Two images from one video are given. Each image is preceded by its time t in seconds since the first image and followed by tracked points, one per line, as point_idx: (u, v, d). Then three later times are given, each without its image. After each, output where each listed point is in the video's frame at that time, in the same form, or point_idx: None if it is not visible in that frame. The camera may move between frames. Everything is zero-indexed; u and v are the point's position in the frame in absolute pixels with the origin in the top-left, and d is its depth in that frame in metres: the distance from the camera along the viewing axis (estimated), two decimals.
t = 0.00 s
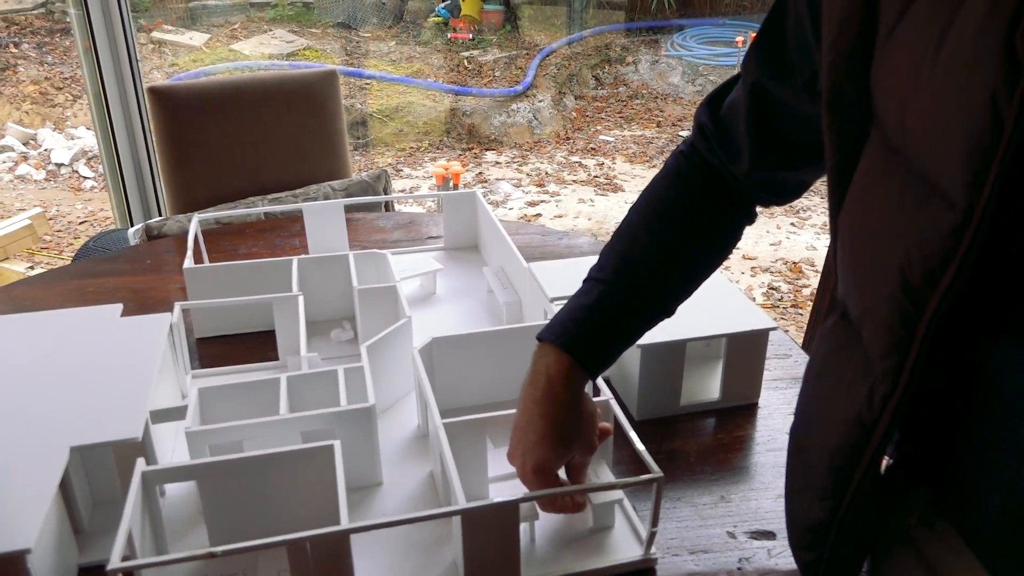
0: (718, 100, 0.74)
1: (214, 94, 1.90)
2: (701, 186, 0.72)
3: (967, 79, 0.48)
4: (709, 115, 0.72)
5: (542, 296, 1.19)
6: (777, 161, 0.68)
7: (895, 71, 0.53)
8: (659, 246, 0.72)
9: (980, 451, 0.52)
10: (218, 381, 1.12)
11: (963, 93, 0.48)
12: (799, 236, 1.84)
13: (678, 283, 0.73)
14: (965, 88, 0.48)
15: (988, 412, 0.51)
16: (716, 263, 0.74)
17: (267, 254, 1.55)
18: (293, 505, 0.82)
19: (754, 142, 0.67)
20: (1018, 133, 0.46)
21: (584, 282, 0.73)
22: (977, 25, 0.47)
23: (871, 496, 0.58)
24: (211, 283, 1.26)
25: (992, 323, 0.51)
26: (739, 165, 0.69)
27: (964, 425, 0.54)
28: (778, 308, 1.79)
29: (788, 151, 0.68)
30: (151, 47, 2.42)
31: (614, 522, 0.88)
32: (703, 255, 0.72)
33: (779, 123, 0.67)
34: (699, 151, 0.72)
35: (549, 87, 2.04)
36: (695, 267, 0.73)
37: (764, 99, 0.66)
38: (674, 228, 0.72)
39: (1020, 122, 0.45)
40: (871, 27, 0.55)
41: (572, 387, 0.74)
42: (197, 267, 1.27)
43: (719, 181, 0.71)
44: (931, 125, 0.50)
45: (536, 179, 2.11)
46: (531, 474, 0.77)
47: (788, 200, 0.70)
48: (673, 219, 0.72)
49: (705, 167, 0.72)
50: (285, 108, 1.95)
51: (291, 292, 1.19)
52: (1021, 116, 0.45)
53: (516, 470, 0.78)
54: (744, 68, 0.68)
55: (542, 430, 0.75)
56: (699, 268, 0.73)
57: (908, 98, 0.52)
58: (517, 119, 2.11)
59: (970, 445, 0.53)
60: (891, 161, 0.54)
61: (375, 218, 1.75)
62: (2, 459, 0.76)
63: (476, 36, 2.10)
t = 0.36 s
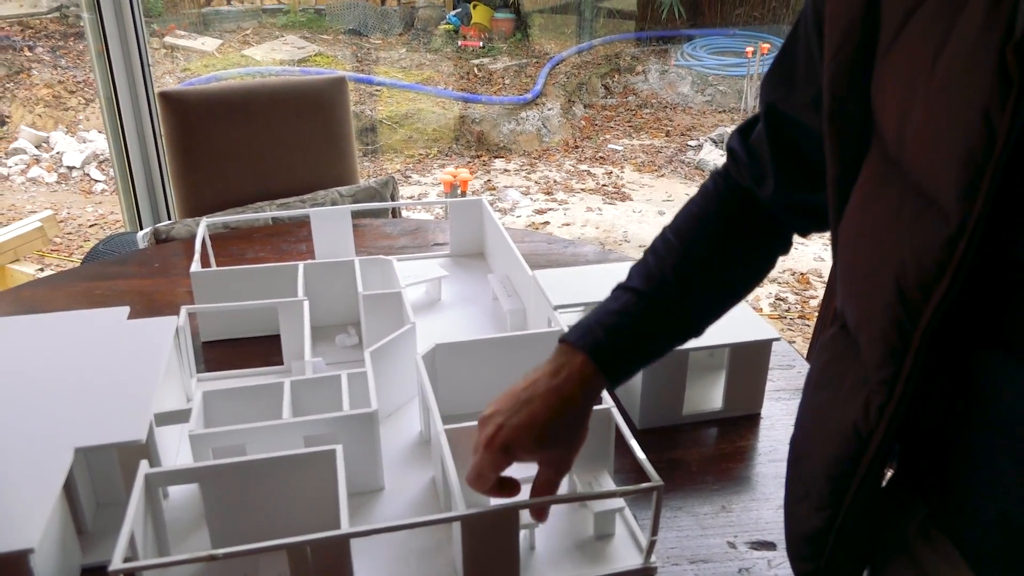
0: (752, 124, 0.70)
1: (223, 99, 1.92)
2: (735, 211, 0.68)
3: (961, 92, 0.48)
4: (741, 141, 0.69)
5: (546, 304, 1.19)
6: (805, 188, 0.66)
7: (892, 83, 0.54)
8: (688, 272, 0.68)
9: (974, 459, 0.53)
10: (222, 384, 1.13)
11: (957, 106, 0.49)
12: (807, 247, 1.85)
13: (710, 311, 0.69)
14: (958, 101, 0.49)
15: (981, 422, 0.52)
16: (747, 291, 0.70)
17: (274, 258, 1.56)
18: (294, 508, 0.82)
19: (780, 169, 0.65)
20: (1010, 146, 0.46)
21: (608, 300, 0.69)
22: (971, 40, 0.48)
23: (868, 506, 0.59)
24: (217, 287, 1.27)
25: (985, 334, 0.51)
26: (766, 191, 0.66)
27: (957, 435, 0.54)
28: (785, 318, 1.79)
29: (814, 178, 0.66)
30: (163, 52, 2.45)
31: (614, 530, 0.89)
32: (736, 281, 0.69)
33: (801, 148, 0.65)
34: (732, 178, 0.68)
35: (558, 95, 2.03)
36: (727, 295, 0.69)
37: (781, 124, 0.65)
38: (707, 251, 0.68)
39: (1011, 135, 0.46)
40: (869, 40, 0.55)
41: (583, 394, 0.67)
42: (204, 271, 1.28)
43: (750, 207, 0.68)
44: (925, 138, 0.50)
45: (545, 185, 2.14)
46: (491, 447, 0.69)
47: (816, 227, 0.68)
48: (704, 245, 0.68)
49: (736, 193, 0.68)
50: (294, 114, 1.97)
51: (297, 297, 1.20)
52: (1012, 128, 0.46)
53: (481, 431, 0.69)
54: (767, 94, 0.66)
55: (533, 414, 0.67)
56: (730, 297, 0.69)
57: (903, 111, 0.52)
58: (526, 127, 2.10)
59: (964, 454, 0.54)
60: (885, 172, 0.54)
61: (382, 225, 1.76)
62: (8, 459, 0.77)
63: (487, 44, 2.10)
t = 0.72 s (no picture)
0: (762, 156, 0.72)
1: (229, 111, 1.93)
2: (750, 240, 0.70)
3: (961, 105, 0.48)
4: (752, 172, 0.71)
5: (549, 315, 1.20)
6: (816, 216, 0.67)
7: (892, 98, 0.54)
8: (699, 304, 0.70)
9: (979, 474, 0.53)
10: (226, 394, 1.13)
11: (955, 122, 0.49)
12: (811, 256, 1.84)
13: (726, 339, 0.70)
14: (958, 114, 0.49)
15: (985, 436, 0.52)
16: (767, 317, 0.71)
17: (278, 269, 1.57)
18: (297, 519, 0.82)
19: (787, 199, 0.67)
20: (1009, 160, 0.47)
21: (622, 332, 0.72)
22: (969, 54, 0.48)
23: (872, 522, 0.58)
24: (221, 297, 1.27)
25: (988, 348, 0.51)
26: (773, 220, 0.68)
27: (961, 449, 0.54)
28: (789, 330, 1.79)
29: (823, 203, 0.67)
30: (170, 62, 2.48)
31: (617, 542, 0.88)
32: (752, 312, 0.70)
33: (808, 175, 0.66)
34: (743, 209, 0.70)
35: (562, 106, 2.04)
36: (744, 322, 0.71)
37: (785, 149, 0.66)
38: (718, 284, 0.70)
39: (1012, 148, 0.46)
40: (870, 55, 0.56)
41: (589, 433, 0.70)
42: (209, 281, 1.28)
43: (763, 236, 0.69)
44: (926, 152, 0.51)
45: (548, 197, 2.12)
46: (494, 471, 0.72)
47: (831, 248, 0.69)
48: (716, 275, 0.70)
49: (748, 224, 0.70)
50: (299, 125, 1.98)
51: (301, 307, 1.20)
52: (1012, 142, 0.46)
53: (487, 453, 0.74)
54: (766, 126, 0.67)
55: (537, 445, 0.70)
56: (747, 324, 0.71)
57: (903, 126, 0.53)
58: (530, 138, 2.09)
59: (969, 469, 0.53)
60: (887, 187, 0.55)
61: (386, 235, 1.77)
62: (12, 468, 0.77)
63: (491, 54, 2.10)
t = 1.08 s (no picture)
0: (768, 174, 0.73)
1: (232, 121, 1.94)
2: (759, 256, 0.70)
3: (964, 116, 0.49)
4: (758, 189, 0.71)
5: (553, 324, 1.20)
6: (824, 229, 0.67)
7: (895, 108, 0.54)
8: (705, 322, 0.70)
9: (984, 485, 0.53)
10: (230, 404, 1.13)
11: (958, 132, 0.49)
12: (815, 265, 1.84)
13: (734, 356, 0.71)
14: (960, 124, 0.49)
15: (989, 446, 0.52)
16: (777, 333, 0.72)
17: (282, 278, 1.57)
18: (301, 530, 0.82)
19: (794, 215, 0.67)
20: (1013, 170, 0.47)
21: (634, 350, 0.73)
22: (973, 64, 0.48)
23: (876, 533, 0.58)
24: (225, 306, 1.28)
25: (992, 355, 0.51)
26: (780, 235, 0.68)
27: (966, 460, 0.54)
28: (793, 338, 1.78)
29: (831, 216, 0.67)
30: (174, 72, 2.49)
31: (621, 552, 0.88)
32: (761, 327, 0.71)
33: (815, 188, 0.66)
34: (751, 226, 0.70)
35: (564, 114, 2.05)
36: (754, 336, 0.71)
37: (789, 163, 0.66)
38: (724, 302, 0.70)
39: (1015, 159, 0.47)
40: (873, 65, 0.56)
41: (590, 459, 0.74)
42: (213, 291, 1.29)
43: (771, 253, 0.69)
44: (929, 162, 0.51)
45: (551, 205, 2.13)
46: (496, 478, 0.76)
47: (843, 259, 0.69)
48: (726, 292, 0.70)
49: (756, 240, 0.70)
50: (303, 134, 1.99)
51: (305, 316, 1.21)
52: (1014, 153, 0.46)
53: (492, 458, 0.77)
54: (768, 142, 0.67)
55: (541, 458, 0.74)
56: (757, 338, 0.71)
57: (907, 137, 0.53)
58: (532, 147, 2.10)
59: (975, 478, 0.53)
60: (890, 198, 0.55)
61: (390, 244, 1.77)
62: (18, 479, 0.77)
63: (494, 63, 2.10)
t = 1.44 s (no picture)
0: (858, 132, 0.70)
1: (239, 124, 1.94)
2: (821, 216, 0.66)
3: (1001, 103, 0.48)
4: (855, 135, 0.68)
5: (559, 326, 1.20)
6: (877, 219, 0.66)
7: (939, 94, 0.53)
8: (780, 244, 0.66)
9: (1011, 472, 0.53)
10: (237, 406, 1.13)
11: (997, 118, 0.48)
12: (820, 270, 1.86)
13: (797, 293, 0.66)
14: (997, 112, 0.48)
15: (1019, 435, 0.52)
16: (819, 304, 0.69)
17: (289, 281, 1.57)
18: (310, 531, 0.82)
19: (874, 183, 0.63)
20: None
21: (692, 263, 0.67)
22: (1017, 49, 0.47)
23: (900, 519, 0.58)
24: (232, 309, 1.28)
25: None
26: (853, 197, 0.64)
27: (997, 450, 0.53)
28: (800, 341, 1.77)
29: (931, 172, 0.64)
30: (181, 77, 2.49)
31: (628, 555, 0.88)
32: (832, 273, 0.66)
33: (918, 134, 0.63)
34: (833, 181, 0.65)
35: (570, 117, 2.05)
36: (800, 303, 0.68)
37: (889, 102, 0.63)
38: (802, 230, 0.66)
39: None
40: (924, 53, 0.56)
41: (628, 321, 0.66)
42: (220, 294, 1.29)
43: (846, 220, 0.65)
44: (965, 147, 0.50)
45: (557, 209, 2.13)
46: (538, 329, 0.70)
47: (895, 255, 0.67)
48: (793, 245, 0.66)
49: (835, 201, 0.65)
50: (310, 138, 1.99)
51: (312, 319, 1.21)
52: None
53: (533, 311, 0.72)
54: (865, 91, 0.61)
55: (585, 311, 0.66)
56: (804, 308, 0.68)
57: (948, 120, 0.52)
58: (538, 150, 2.12)
59: (1002, 471, 0.53)
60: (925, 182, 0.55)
61: (396, 247, 1.77)
62: (27, 479, 0.78)
63: (500, 67, 2.12)
